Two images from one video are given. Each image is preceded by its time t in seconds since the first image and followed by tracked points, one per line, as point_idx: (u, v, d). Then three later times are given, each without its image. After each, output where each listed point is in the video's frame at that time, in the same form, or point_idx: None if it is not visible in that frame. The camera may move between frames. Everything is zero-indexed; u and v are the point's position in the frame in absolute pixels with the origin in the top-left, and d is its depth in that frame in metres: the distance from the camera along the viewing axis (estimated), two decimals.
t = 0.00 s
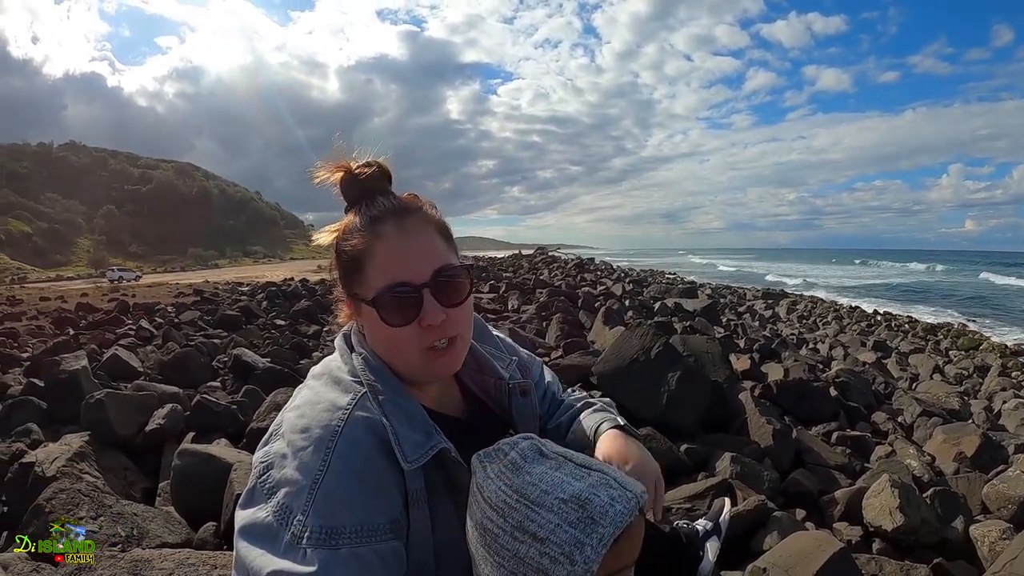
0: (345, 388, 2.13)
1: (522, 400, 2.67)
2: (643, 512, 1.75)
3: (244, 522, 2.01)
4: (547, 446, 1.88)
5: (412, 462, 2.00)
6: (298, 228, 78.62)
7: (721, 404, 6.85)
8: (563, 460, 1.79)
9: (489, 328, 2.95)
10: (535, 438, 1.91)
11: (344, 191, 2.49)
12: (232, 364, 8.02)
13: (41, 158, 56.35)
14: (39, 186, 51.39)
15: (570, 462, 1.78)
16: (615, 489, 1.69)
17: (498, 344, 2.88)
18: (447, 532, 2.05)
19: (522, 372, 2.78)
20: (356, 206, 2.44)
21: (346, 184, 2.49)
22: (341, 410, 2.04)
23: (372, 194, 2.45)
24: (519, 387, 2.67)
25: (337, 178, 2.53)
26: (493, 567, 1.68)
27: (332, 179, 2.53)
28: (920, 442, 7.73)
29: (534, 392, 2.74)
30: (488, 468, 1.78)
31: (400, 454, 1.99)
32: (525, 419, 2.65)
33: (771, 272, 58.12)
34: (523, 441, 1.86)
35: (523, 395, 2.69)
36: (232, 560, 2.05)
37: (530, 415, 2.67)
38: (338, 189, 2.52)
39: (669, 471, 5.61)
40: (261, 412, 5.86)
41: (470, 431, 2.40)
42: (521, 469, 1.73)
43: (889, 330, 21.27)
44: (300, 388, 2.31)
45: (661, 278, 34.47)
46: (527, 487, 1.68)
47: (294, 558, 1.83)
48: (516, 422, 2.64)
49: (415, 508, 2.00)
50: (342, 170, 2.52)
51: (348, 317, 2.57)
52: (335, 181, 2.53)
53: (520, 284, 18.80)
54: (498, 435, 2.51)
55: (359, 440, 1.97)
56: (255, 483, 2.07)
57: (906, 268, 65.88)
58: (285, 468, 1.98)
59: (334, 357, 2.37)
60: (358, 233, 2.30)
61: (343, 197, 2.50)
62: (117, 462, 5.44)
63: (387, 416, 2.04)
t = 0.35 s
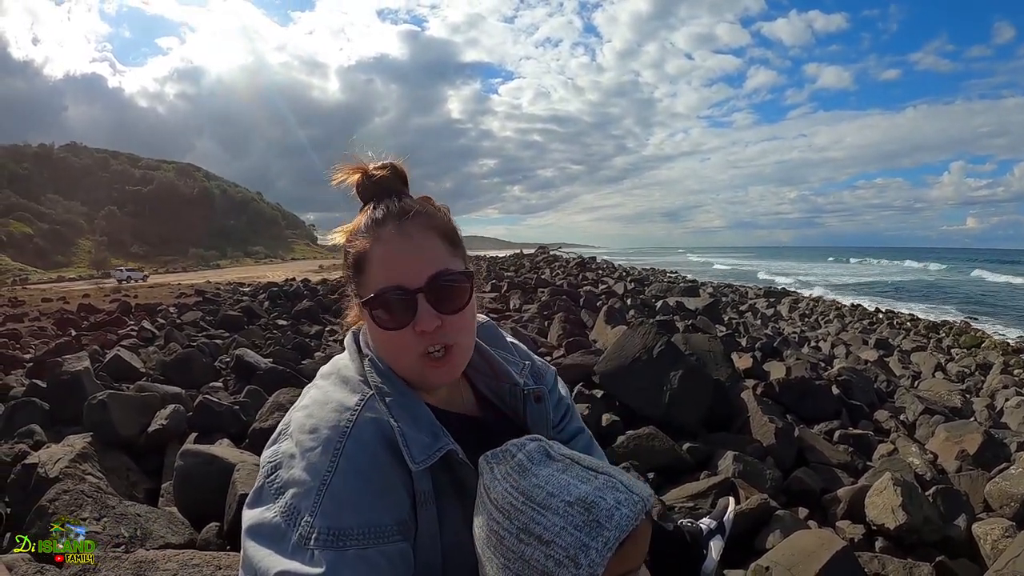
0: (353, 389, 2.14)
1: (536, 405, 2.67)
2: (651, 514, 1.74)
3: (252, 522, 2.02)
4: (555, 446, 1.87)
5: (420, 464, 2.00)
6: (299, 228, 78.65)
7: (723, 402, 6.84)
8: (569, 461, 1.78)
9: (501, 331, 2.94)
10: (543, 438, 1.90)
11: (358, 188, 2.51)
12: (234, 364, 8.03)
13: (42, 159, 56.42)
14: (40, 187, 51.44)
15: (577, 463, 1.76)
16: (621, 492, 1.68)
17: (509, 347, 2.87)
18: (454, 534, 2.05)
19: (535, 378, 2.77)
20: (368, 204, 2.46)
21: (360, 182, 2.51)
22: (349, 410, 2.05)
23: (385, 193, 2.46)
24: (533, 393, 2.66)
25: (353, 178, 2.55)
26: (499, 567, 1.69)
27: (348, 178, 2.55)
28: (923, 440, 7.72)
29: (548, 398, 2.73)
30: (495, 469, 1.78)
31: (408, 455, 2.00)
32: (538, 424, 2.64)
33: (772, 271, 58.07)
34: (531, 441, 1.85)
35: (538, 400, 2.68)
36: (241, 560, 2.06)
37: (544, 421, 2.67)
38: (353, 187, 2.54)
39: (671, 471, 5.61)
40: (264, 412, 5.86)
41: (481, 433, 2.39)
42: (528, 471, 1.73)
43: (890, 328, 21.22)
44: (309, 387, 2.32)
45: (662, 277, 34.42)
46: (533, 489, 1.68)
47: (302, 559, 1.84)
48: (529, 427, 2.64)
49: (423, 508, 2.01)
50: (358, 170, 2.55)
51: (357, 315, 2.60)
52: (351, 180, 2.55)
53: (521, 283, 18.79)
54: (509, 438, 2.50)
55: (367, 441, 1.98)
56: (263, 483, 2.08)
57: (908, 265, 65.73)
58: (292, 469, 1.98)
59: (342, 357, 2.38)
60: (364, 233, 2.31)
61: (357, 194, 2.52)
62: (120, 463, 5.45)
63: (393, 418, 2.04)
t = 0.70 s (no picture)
0: (348, 388, 2.13)
1: (531, 403, 2.67)
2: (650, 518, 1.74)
3: (250, 521, 2.02)
4: (558, 446, 1.86)
5: (415, 462, 2.00)
6: (297, 227, 78.57)
7: (721, 401, 6.85)
8: (572, 462, 1.77)
9: (498, 331, 2.94)
10: (547, 438, 1.89)
11: (372, 183, 2.50)
12: (232, 364, 8.02)
13: (39, 158, 56.30)
14: (37, 186, 51.31)
15: (578, 465, 1.76)
16: (621, 496, 1.68)
17: (507, 347, 2.87)
18: (451, 532, 2.05)
19: (530, 376, 2.78)
20: (381, 200, 2.46)
21: (374, 178, 2.51)
22: (344, 409, 2.05)
23: (399, 190, 2.46)
24: (528, 391, 2.68)
25: (367, 174, 2.55)
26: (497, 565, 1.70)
27: (362, 174, 2.56)
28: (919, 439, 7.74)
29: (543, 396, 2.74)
30: (498, 468, 1.78)
31: (403, 454, 2.00)
32: (532, 422, 2.65)
33: (769, 270, 58.18)
34: (534, 441, 1.84)
35: (533, 398, 2.69)
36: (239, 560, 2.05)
37: (538, 419, 2.67)
38: (367, 182, 2.54)
39: (669, 469, 5.62)
40: (262, 412, 5.86)
41: (476, 431, 2.39)
42: (530, 471, 1.73)
43: (887, 327, 21.28)
44: (305, 387, 2.32)
45: (660, 276, 34.46)
46: (534, 490, 1.68)
47: (299, 558, 1.84)
48: (524, 425, 2.64)
49: (418, 506, 2.01)
50: (372, 167, 2.55)
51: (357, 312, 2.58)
52: (365, 176, 2.56)
53: (519, 282, 18.80)
54: (504, 437, 2.50)
55: (362, 440, 1.98)
56: (260, 483, 2.07)
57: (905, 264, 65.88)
58: (290, 468, 1.98)
59: (339, 355, 2.37)
60: (378, 226, 2.30)
61: (370, 190, 2.52)
62: (117, 463, 5.44)
63: (389, 417, 2.04)
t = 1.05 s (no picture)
0: (348, 390, 2.13)
1: (526, 403, 2.69)
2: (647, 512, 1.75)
3: (250, 523, 2.02)
4: (555, 445, 1.87)
5: (414, 462, 2.01)
6: (291, 228, 78.41)
7: (716, 402, 6.87)
8: (569, 461, 1.78)
9: (492, 332, 2.95)
10: (544, 438, 1.90)
11: (361, 189, 2.50)
12: (227, 365, 8.00)
13: (32, 158, 56.04)
14: (29, 186, 51.07)
15: (576, 463, 1.77)
16: (618, 492, 1.69)
17: (500, 348, 2.89)
18: (451, 532, 2.05)
19: (525, 376, 2.79)
20: (372, 205, 2.46)
21: (363, 183, 2.51)
22: (345, 411, 2.05)
23: (389, 195, 2.47)
24: (523, 391, 2.69)
25: (355, 178, 2.56)
26: (497, 564, 1.71)
27: (350, 179, 2.56)
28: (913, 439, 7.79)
29: (537, 396, 2.75)
30: (496, 467, 1.79)
31: (402, 454, 2.00)
32: (528, 421, 2.66)
33: (763, 271, 58.37)
34: (531, 441, 1.85)
35: (528, 398, 2.71)
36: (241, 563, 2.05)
37: (533, 419, 2.68)
38: (355, 187, 2.54)
39: (664, 470, 5.64)
40: (257, 413, 5.85)
41: (472, 430, 2.40)
42: (528, 469, 1.74)
43: (881, 328, 21.36)
44: (302, 391, 2.32)
45: (655, 277, 34.52)
46: (533, 487, 1.69)
47: (302, 557, 1.85)
48: (519, 426, 2.65)
49: (418, 506, 2.01)
50: (360, 171, 2.55)
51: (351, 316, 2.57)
52: (352, 181, 2.56)
53: (514, 284, 18.81)
54: (502, 435, 2.51)
55: (363, 441, 1.98)
56: (261, 484, 2.08)
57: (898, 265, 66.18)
58: (291, 469, 1.99)
59: (336, 358, 2.37)
60: (371, 232, 2.30)
61: (359, 196, 2.53)
62: (112, 465, 5.43)
63: (388, 418, 2.04)
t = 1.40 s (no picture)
0: (352, 393, 2.15)
1: (528, 408, 2.70)
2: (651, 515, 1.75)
3: (256, 524, 2.03)
4: (561, 448, 1.88)
5: (419, 464, 2.02)
6: (293, 235, 78.59)
7: (717, 410, 6.87)
8: (575, 463, 1.80)
9: (494, 338, 2.97)
10: (549, 441, 1.91)
11: (365, 197, 2.52)
12: (229, 372, 8.01)
13: (35, 164, 56.30)
14: (33, 192, 51.28)
15: (582, 465, 1.78)
16: (623, 494, 1.70)
17: (503, 354, 2.90)
18: (454, 535, 2.07)
19: (526, 382, 2.81)
20: (376, 212, 2.48)
21: (367, 190, 2.53)
22: (350, 414, 2.06)
23: (393, 202, 2.49)
24: (524, 396, 2.71)
25: (358, 186, 2.57)
26: (503, 564, 1.71)
27: (353, 187, 2.57)
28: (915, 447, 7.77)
29: (538, 402, 2.77)
30: (503, 468, 1.80)
31: (407, 456, 2.01)
32: (530, 425, 2.68)
33: (764, 279, 58.36)
34: (538, 443, 1.86)
35: (529, 403, 2.73)
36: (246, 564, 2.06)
37: (535, 424, 2.70)
38: (358, 195, 2.56)
39: (666, 478, 5.63)
40: (259, 419, 5.85)
41: (474, 435, 2.41)
42: (534, 471, 1.75)
43: (883, 336, 21.32)
44: (307, 395, 2.33)
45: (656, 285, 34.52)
46: (539, 488, 1.70)
47: (308, 557, 1.86)
48: (522, 430, 2.67)
49: (422, 507, 2.02)
50: (364, 178, 2.58)
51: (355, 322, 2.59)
52: (356, 189, 2.57)
53: (516, 292, 18.83)
54: (504, 439, 2.53)
55: (368, 442, 1.99)
56: (267, 486, 2.09)
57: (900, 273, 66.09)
58: (296, 471, 2.00)
59: (340, 363, 2.38)
60: (376, 238, 2.32)
61: (362, 203, 2.54)
62: (114, 470, 5.44)
63: (393, 421, 2.06)
